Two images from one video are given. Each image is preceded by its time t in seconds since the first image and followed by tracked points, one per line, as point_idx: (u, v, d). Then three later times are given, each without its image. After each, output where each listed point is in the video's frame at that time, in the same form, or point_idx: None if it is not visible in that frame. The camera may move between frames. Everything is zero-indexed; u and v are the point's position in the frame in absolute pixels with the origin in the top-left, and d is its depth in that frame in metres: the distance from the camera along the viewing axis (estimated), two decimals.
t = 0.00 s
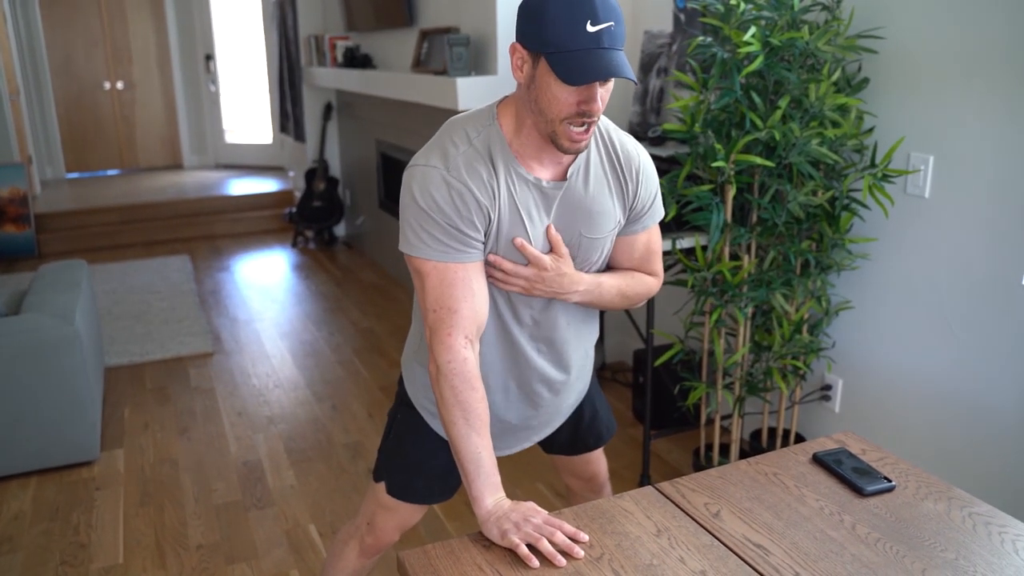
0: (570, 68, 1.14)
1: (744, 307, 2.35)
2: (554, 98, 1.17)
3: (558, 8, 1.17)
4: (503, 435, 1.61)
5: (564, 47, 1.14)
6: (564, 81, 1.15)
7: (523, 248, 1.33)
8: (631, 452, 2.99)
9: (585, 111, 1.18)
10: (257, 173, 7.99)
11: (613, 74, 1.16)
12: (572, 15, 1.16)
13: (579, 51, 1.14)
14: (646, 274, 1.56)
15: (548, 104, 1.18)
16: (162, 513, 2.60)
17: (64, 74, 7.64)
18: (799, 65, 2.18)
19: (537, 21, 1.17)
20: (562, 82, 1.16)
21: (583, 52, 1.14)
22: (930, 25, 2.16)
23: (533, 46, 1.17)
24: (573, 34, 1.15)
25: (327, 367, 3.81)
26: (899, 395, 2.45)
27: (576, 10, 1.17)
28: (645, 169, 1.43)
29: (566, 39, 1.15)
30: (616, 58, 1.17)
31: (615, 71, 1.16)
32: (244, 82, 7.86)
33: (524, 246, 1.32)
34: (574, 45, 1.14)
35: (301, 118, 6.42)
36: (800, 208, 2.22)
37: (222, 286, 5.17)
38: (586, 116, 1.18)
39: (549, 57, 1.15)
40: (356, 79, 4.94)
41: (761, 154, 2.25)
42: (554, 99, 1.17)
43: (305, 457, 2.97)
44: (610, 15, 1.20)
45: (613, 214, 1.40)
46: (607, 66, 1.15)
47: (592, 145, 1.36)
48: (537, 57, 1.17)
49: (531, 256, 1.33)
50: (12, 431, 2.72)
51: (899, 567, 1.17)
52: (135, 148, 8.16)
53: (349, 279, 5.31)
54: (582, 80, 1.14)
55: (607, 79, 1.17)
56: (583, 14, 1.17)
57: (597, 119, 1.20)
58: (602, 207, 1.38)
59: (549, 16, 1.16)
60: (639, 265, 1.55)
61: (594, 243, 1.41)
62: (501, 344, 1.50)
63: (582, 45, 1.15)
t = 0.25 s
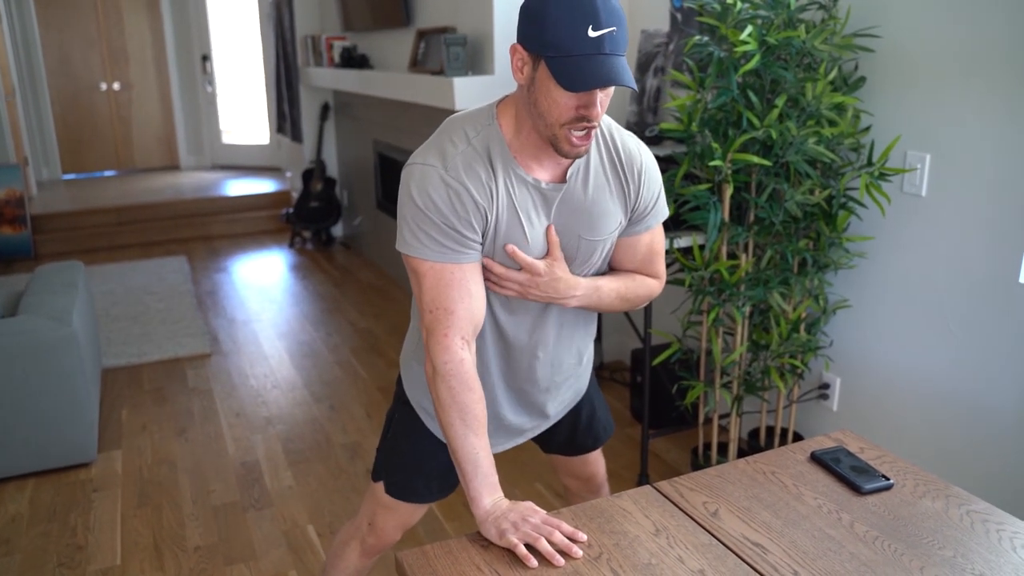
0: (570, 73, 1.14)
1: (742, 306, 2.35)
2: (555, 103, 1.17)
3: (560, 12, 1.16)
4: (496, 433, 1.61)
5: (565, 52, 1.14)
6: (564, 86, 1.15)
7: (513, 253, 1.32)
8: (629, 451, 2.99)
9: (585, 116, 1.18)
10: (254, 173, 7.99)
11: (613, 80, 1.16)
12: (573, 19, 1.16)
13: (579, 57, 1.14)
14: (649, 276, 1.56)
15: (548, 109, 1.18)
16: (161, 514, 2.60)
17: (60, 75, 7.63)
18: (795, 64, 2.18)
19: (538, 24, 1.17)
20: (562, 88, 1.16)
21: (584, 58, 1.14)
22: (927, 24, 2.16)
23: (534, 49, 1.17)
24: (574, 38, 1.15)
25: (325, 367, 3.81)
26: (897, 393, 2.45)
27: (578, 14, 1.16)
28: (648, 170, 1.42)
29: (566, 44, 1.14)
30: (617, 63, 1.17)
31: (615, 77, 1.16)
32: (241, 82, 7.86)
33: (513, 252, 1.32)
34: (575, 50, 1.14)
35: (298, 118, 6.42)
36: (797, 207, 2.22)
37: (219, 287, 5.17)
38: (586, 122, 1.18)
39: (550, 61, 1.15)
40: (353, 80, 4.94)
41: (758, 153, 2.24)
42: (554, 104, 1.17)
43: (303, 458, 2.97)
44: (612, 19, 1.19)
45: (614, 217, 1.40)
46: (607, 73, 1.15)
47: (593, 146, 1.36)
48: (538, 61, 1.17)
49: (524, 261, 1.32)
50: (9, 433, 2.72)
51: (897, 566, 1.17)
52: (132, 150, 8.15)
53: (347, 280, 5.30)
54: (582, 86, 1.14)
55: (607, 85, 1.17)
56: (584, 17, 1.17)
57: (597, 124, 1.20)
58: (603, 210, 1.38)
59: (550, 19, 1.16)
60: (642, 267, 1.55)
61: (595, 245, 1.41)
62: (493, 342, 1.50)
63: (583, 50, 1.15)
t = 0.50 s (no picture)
0: (569, 64, 1.14)
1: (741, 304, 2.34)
2: (554, 95, 1.16)
3: (559, 4, 1.16)
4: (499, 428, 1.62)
5: (564, 44, 1.14)
6: (562, 77, 1.14)
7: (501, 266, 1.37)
8: (630, 449, 2.99)
9: (586, 109, 1.17)
10: (253, 173, 7.98)
11: (614, 73, 1.15)
12: (572, 11, 1.16)
13: (578, 48, 1.14)
14: (654, 267, 1.57)
15: (548, 102, 1.17)
16: (160, 514, 2.60)
17: (58, 76, 7.61)
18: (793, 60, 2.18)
19: (537, 16, 1.17)
20: (562, 80, 1.15)
21: (584, 49, 1.14)
22: (925, 19, 2.16)
23: (532, 41, 1.17)
24: (573, 30, 1.14)
25: (324, 367, 3.81)
26: (896, 389, 2.45)
27: (577, 6, 1.16)
28: (653, 161, 1.42)
29: (566, 36, 1.14)
30: (617, 55, 1.16)
31: (615, 68, 1.15)
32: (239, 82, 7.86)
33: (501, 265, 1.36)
34: (573, 42, 1.14)
35: (296, 117, 6.41)
36: (796, 204, 2.22)
37: (218, 287, 5.16)
38: (587, 115, 1.17)
39: (548, 53, 1.15)
40: (350, 79, 4.93)
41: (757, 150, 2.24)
42: (553, 97, 1.17)
43: (302, 457, 2.97)
44: (612, 11, 1.19)
45: (620, 207, 1.40)
46: (607, 64, 1.14)
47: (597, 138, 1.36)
48: (537, 53, 1.17)
49: (515, 274, 1.37)
50: (8, 433, 2.71)
51: (897, 562, 1.17)
52: (130, 150, 8.14)
53: (346, 279, 5.30)
54: (582, 78, 1.13)
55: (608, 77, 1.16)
56: (584, 10, 1.16)
57: (598, 118, 1.19)
58: (608, 197, 1.37)
59: (549, 12, 1.16)
60: (647, 259, 1.56)
61: (599, 239, 1.42)
62: (497, 334, 1.51)
63: (582, 41, 1.14)
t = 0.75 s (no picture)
0: (558, 54, 1.13)
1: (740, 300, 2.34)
2: (541, 86, 1.15)
3: None
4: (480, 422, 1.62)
5: (552, 33, 1.13)
6: (550, 68, 1.14)
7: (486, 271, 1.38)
8: (628, 445, 2.99)
9: (574, 100, 1.16)
10: (251, 170, 7.97)
11: (603, 63, 1.15)
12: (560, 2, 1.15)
13: (566, 38, 1.13)
14: (628, 258, 1.58)
15: (535, 94, 1.16)
16: (158, 512, 2.60)
17: (55, 73, 7.59)
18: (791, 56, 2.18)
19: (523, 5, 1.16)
20: (549, 71, 1.15)
21: (573, 39, 1.14)
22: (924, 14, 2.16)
23: (518, 31, 1.16)
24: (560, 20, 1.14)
25: (323, 364, 3.80)
26: (895, 386, 2.45)
27: None
28: (635, 153, 1.43)
29: (554, 26, 1.13)
30: (605, 45, 1.16)
31: (604, 58, 1.15)
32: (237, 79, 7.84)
33: (485, 270, 1.37)
34: (561, 32, 1.13)
35: (294, 114, 6.40)
36: (794, 200, 2.22)
37: (216, 284, 5.16)
38: (575, 106, 1.16)
39: (536, 43, 1.14)
40: (348, 75, 4.92)
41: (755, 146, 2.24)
42: (540, 88, 1.16)
43: (301, 454, 2.96)
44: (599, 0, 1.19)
45: (604, 203, 1.40)
46: (596, 54, 1.14)
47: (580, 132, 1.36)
48: (523, 43, 1.16)
49: (500, 279, 1.38)
50: (6, 431, 2.71)
51: (896, 558, 1.17)
52: (128, 147, 8.12)
53: (344, 276, 5.30)
54: (571, 68, 1.13)
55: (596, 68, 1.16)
56: None
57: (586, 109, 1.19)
58: (593, 193, 1.37)
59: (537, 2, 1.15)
60: (624, 250, 1.57)
61: (583, 235, 1.42)
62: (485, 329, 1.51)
63: (570, 31, 1.14)
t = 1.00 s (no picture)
0: (572, 53, 1.13)
1: (736, 299, 2.34)
2: (556, 84, 1.15)
3: None
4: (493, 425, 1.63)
5: (566, 32, 1.13)
6: (564, 66, 1.14)
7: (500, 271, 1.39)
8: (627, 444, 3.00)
9: (588, 99, 1.16)
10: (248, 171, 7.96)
11: (617, 62, 1.15)
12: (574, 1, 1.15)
13: (580, 37, 1.13)
14: (656, 261, 1.58)
15: (549, 93, 1.16)
16: (156, 512, 2.60)
17: (52, 73, 7.58)
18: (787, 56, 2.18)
19: (538, 6, 1.16)
20: (564, 71, 1.14)
21: (587, 38, 1.13)
22: (921, 13, 2.16)
23: (533, 31, 1.16)
24: (575, 19, 1.14)
25: (320, 364, 3.81)
26: (891, 384, 2.46)
27: None
28: (656, 155, 1.42)
29: (568, 26, 1.13)
30: (619, 44, 1.16)
31: (618, 57, 1.15)
32: (234, 79, 7.83)
33: (499, 271, 1.38)
34: (576, 31, 1.13)
35: (291, 115, 6.40)
36: (790, 199, 2.22)
37: (214, 284, 5.16)
38: (589, 106, 1.16)
39: (550, 43, 1.14)
40: (345, 75, 4.92)
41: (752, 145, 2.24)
42: (555, 86, 1.16)
43: (298, 454, 2.97)
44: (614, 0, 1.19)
45: (623, 204, 1.40)
46: (610, 54, 1.14)
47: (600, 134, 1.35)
48: (538, 43, 1.16)
49: (516, 283, 1.38)
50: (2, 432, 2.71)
51: (892, 557, 1.17)
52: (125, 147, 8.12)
53: (341, 276, 5.30)
54: (585, 68, 1.13)
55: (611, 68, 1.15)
56: None
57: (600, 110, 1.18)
58: (610, 194, 1.37)
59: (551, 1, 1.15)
60: (651, 254, 1.57)
61: (602, 236, 1.41)
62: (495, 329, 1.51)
63: (584, 31, 1.14)
